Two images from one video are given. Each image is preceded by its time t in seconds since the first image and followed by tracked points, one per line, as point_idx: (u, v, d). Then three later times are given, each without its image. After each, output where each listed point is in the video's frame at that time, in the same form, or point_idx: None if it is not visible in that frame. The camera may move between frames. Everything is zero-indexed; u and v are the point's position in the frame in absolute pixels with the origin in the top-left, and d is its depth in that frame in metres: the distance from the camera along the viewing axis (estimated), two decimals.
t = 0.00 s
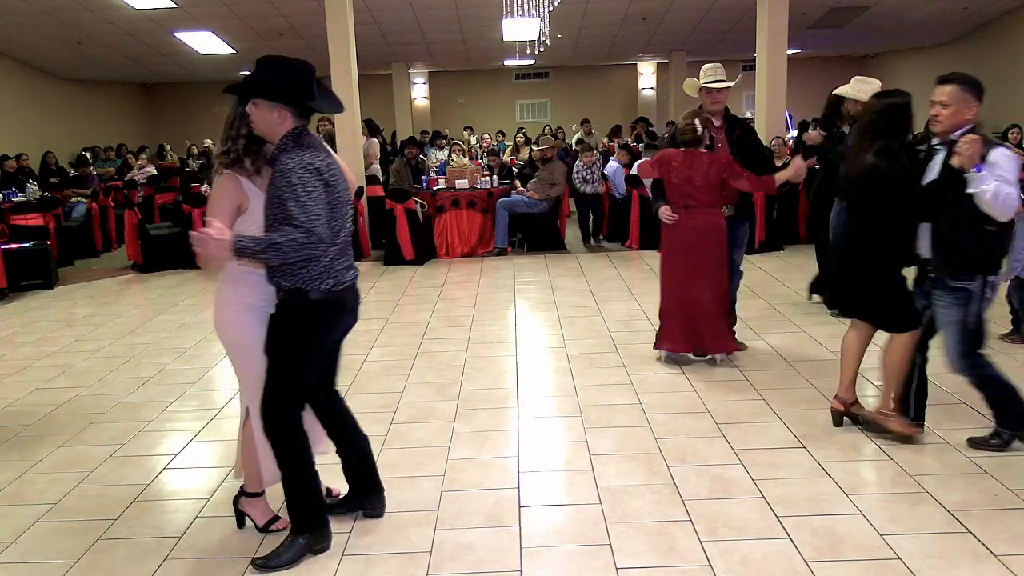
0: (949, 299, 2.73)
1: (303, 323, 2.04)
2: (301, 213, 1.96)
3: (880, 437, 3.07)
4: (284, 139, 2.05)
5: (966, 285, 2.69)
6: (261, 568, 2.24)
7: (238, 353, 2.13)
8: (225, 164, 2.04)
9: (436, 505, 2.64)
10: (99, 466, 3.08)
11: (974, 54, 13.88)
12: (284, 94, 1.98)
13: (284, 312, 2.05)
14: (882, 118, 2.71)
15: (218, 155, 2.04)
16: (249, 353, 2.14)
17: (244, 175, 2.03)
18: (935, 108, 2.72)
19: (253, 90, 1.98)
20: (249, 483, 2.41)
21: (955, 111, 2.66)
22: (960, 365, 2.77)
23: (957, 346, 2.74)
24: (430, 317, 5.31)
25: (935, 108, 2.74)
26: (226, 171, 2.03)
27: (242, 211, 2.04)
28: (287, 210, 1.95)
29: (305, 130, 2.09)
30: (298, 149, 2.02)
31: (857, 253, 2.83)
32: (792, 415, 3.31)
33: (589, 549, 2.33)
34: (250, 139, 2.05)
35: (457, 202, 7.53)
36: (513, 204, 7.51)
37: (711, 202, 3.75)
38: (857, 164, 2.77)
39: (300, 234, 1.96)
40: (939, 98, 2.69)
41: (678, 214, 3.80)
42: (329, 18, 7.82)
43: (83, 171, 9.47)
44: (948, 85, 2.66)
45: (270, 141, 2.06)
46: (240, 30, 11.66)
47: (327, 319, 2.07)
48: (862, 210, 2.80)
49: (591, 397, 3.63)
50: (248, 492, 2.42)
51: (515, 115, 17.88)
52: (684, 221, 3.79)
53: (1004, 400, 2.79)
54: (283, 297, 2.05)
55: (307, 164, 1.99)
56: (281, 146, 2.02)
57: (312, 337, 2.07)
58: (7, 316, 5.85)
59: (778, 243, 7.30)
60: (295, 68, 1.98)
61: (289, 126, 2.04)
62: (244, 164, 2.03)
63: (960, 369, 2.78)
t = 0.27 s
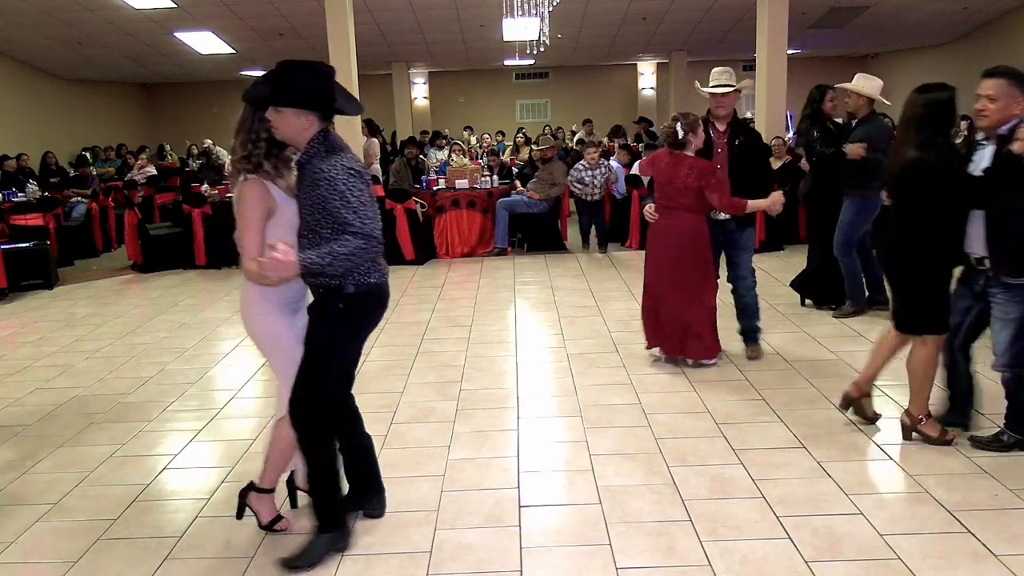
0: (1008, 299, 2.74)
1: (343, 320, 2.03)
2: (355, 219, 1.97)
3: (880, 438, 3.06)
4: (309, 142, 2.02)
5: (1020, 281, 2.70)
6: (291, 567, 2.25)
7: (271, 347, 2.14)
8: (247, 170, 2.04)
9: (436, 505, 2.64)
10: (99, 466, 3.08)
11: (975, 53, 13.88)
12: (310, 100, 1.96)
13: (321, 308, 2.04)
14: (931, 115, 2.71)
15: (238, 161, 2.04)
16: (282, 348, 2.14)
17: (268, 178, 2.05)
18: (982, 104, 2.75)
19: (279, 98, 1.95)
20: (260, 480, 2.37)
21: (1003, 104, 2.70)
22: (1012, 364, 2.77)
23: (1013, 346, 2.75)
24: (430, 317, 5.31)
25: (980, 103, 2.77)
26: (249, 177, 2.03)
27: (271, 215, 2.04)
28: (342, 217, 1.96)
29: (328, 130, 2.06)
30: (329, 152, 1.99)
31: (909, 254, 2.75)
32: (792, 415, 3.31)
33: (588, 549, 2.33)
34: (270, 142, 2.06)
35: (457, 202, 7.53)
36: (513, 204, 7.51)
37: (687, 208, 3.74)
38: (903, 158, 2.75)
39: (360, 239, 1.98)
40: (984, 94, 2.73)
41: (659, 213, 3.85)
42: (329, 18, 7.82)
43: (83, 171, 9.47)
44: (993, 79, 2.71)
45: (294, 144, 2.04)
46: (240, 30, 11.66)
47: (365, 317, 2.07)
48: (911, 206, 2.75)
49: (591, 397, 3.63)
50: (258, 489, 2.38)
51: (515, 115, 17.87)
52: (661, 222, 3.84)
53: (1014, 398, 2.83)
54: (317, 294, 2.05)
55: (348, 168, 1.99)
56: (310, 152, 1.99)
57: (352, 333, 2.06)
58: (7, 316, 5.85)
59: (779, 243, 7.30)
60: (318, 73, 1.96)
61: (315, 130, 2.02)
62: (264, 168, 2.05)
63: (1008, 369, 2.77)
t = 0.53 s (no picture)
0: None
1: (363, 320, 2.04)
2: (379, 217, 1.98)
3: (879, 438, 3.06)
4: (329, 141, 2.02)
5: None
6: (367, 562, 2.24)
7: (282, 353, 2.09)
8: (265, 170, 2.00)
9: (436, 505, 2.64)
10: (99, 465, 3.08)
11: (975, 53, 13.87)
12: (330, 98, 1.96)
13: (340, 311, 2.04)
14: (974, 117, 2.65)
15: (256, 162, 2.00)
16: (298, 352, 2.08)
17: (289, 177, 2.01)
18: None
19: (299, 96, 1.95)
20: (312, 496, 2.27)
21: None
22: None
23: None
24: (430, 316, 5.31)
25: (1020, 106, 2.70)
26: (269, 177, 1.99)
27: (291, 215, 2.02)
28: (366, 213, 1.97)
29: (345, 130, 2.06)
30: (349, 151, 2.01)
31: (948, 254, 2.73)
32: (793, 415, 3.31)
33: (588, 549, 2.33)
34: (290, 142, 2.02)
35: (457, 202, 7.54)
36: (513, 204, 7.51)
37: (688, 206, 3.69)
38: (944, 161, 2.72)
39: (386, 235, 1.98)
40: None
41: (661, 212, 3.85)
42: (329, 18, 7.82)
43: (82, 171, 9.48)
44: None
45: (312, 144, 2.03)
46: (240, 30, 11.66)
47: (383, 316, 2.07)
48: (949, 208, 2.73)
49: (591, 397, 3.63)
50: (314, 506, 2.28)
51: (515, 115, 17.88)
52: (664, 220, 3.84)
53: (1020, 397, 2.84)
54: (333, 297, 2.05)
55: (369, 166, 1.99)
56: (328, 152, 2.01)
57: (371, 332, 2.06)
58: (7, 316, 5.85)
59: (778, 243, 7.29)
60: (339, 71, 1.96)
61: (334, 129, 2.02)
62: (285, 167, 2.01)
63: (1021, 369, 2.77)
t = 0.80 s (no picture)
0: None
1: (375, 322, 2.01)
2: (376, 206, 1.92)
3: (879, 438, 3.07)
4: (331, 134, 2.00)
5: None
6: (366, 563, 2.23)
7: (289, 357, 2.07)
8: (269, 166, 2.02)
9: (436, 505, 2.64)
10: (99, 466, 3.08)
11: (975, 53, 13.88)
12: (327, 92, 1.94)
13: (351, 312, 2.01)
14: (1006, 116, 2.65)
15: (259, 159, 2.03)
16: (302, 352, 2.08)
17: (291, 172, 2.03)
18: None
19: (294, 92, 1.94)
20: (312, 497, 2.27)
21: None
22: None
23: None
24: (430, 316, 5.31)
25: None
26: (272, 173, 2.01)
27: (293, 211, 2.03)
28: (361, 201, 1.92)
29: (349, 125, 2.05)
30: (350, 142, 1.98)
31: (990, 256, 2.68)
32: (793, 416, 3.32)
33: (588, 549, 2.33)
34: (293, 138, 2.05)
35: (457, 202, 7.54)
36: (513, 204, 7.51)
37: (689, 208, 3.70)
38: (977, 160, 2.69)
39: (380, 223, 1.91)
40: None
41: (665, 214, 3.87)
42: (329, 17, 7.82)
43: (82, 171, 9.48)
44: None
45: (315, 139, 2.02)
46: (240, 30, 11.66)
47: (396, 318, 2.04)
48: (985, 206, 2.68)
49: (591, 397, 3.64)
50: (315, 507, 2.28)
51: (515, 115, 17.88)
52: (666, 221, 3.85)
53: None
54: (345, 298, 2.02)
55: (370, 156, 1.94)
56: (332, 143, 1.98)
57: (384, 334, 2.03)
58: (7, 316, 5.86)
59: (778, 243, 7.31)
60: (335, 65, 1.95)
61: (336, 124, 2.00)
62: (287, 163, 2.03)
63: None
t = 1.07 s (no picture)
0: None
1: (369, 323, 2.01)
2: (361, 211, 1.91)
3: (879, 438, 3.06)
4: (327, 136, 2.00)
5: None
6: (365, 563, 2.24)
7: (290, 355, 2.06)
8: (268, 165, 2.02)
9: (436, 505, 2.64)
10: (99, 466, 3.08)
11: (975, 53, 13.88)
12: (322, 92, 1.92)
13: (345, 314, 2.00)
14: None
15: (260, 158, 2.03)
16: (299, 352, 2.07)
17: (288, 174, 2.01)
18: None
19: (287, 94, 1.93)
20: (314, 496, 2.27)
21: None
22: None
23: None
24: (430, 317, 5.31)
25: None
26: (269, 171, 2.01)
27: (287, 213, 2.02)
28: (347, 206, 1.91)
29: (346, 127, 2.03)
30: (344, 146, 1.97)
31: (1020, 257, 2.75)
32: (793, 415, 3.31)
33: (588, 548, 2.33)
34: (292, 139, 2.04)
35: (457, 202, 7.54)
36: (513, 204, 7.51)
37: (685, 208, 3.67)
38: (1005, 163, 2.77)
39: (363, 231, 1.90)
40: None
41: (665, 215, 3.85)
42: (329, 18, 7.82)
43: (82, 171, 9.49)
44: None
45: (312, 141, 2.02)
46: (240, 30, 11.66)
47: (390, 318, 2.04)
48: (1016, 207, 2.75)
49: (591, 397, 3.63)
50: (315, 507, 2.29)
51: (515, 115, 17.88)
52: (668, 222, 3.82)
53: None
54: (338, 298, 2.01)
55: (359, 160, 1.94)
56: (327, 146, 1.98)
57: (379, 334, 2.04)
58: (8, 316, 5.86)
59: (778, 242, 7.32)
60: (330, 66, 1.93)
61: (331, 126, 1.99)
62: (286, 163, 2.02)
63: None
